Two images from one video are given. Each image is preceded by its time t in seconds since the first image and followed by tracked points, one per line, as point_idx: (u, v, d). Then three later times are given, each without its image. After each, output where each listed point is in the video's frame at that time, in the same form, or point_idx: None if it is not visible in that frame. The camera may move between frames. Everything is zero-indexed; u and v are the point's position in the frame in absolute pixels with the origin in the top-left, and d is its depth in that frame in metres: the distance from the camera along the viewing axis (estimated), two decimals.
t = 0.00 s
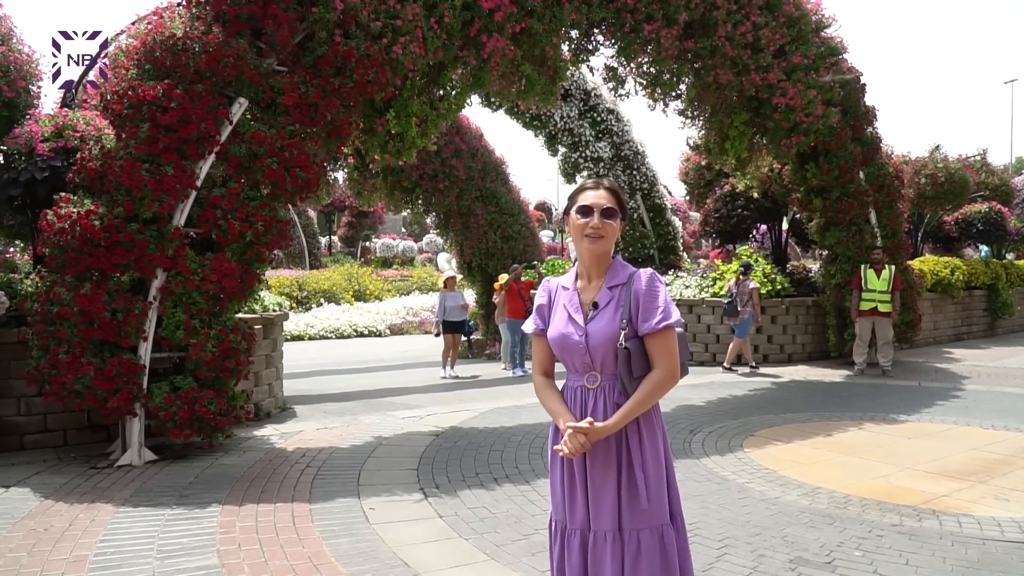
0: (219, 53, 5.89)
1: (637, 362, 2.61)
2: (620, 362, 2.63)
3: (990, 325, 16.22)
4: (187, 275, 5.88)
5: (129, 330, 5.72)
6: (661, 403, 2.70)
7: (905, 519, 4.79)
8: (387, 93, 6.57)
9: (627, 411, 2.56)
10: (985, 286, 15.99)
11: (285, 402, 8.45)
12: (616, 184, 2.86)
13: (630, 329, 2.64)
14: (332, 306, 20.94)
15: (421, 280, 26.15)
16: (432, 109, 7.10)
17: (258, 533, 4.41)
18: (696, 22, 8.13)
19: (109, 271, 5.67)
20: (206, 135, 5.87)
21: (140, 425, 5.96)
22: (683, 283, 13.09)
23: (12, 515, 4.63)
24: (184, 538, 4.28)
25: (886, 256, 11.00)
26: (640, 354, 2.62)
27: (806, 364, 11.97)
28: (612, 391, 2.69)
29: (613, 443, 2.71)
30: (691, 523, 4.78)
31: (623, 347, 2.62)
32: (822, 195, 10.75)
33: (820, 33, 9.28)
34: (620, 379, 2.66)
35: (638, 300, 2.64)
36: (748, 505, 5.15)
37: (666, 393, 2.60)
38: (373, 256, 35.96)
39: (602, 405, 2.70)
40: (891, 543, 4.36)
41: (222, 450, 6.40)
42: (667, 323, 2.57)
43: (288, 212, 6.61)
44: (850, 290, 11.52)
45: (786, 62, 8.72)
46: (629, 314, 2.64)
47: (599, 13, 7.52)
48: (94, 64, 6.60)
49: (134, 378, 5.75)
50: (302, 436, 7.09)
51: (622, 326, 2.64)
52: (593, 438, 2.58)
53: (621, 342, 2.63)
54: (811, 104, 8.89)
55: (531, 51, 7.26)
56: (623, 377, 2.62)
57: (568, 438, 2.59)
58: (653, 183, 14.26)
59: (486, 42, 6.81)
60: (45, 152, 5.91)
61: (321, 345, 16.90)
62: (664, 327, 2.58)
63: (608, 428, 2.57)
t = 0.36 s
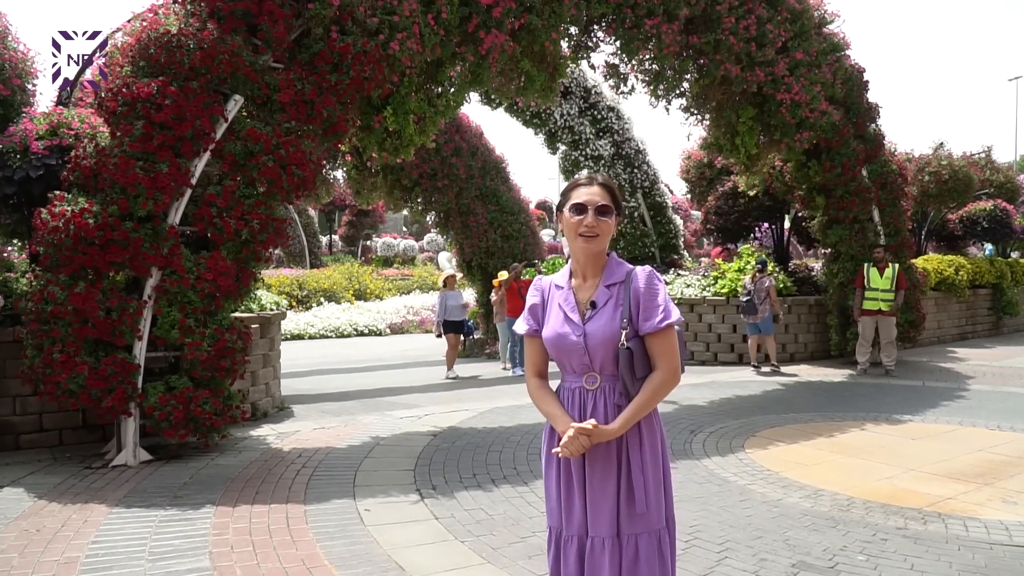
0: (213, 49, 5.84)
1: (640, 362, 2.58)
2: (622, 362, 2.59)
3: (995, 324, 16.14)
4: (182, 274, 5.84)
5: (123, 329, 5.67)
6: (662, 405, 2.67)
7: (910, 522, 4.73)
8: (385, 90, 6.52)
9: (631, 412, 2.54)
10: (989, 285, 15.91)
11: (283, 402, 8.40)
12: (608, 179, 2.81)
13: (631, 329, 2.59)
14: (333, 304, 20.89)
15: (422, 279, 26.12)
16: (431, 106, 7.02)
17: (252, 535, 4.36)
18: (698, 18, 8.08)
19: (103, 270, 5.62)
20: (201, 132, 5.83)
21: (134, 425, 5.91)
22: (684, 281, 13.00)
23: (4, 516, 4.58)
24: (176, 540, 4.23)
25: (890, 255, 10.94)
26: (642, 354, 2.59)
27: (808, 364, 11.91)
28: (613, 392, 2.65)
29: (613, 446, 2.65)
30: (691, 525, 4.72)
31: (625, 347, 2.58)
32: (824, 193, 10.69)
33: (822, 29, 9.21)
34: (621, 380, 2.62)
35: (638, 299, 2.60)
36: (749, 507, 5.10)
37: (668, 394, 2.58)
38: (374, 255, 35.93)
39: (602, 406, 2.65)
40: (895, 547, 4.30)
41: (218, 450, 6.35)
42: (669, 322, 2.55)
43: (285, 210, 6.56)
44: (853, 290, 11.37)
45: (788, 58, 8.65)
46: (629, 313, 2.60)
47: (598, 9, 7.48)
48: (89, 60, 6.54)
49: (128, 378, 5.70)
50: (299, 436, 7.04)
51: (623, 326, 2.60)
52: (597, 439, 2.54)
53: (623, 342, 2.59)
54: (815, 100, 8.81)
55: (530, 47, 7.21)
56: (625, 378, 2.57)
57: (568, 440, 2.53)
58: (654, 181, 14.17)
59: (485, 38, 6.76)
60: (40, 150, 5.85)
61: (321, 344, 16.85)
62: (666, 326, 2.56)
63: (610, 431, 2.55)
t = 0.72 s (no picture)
0: (227, 47, 5.81)
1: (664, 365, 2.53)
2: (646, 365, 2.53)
3: None
4: (196, 273, 5.81)
5: (137, 328, 5.66)
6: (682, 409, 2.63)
7: (937, 530, 4.60)
8: (399, 87, 6.46)
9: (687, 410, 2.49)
10: (1018, 283, 15.60)
11: (298, 401, 8.37)
12: (617, 173, 2.76)
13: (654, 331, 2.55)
14: (352, 303, 20.92)
15: (440, 278, 26.12)
16: (446, 103, 6.93)
17: (263, 536, 4.32)
18: (717, 12, 8.00)
19: (117, 269, 5.61)
20: (214, 131, 5.81)
21: (149, 424, 5.90)
22: (704, 280, 12.83)
23: (17, 515, 4.57)
24: (186, 541, 4.20)
25: (915, 253, 10.74)
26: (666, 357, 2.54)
27: (831, 364, 11.73)
28: (632, 398, 2.58)
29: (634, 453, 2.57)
30: (710, 531, 4.62)
31: (650, 349, 2.53)
32: (847, 189, 10.52)
33: (845, 22, 9.05)
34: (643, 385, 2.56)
35: (660, 299, 2.55)
36: (770, 512, 4.99)
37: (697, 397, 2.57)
38: (393, 253, 36.02)
39: (623, 411, 2.58)
40: (922, 556, 4.18)
41: (232, 450, 6.33)
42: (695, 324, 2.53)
43: (299, 209, 6.52)
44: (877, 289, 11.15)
45: (811, 51, 8.48)
46: (651, 314, 2.54)
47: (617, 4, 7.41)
48: (105, 59, 6.53)
49: (142, 377, 5.69)
50: (315, 436, 7.01)
51: (646, 327, 2.54)
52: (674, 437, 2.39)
53: (648, 344, 2.53)
54: (837, 95, 8.64)
55: (547, 43, 7.13)
56: (650, 381, 2.51)
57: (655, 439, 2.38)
58: (673, 178, 14.02)
59: (501, 34, 6.69)
60: (55, 149, 5.86)
61: (340, 342, 16.88)
62: (691, 327, 2.53)
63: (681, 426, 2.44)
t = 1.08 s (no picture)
0: (251, 46, 5.79)
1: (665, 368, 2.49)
2: (647, 367, 2.47)
3: None
4: (220, 272, 5.82)
5: (162, 327, 5.68)
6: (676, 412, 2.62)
7: (974, 538, 4.44)
8: (423, 85, 6.41)
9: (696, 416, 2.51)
10: None
11: (324, 400, 8.38)
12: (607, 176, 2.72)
13: (654, 333, 2.51)
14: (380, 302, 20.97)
15: (469, 276, 26.13)
16: (471, 101, 6.86)
17: (284, 537, 4.29)
18: (748, 6, 7.78)
19: (142, 268, 5.63)
20: (239, 130, 5.80)
21: (174, 423, 5.91)
22: (734, 279, 12.64)
23: (41, 513, 4.59)
24: (207, 542, 4.18)
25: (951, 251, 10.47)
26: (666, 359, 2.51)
27: (864, 365, 11.49)
28: (631, 402, 2.52)
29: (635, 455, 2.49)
30: (737, 537, 4.50)
31: (651, 352, 2.47)
32: (881, 186, 10.31)
33: (879, 16, 8.84)
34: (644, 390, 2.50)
35: (658, 301, 2.51)
36: (800, 518, 4.85)
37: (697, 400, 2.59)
38: (422, 252, 36.14)
39: (623, 416, 2.51)
40: (958, 565, 4.03)
41: (257, 449, 6.33)
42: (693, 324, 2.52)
43: (324, 208, 6.50)
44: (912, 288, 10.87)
45: (843, 46, 8.29)
46: (650, 316, 2.50)
47: None
48: (132, 60, 6.57)
49: (167, 376, 5.70)
50: (339, 435, 7.00)
51: (646, 329, 2.49)
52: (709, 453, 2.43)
53: (649, 346, 2.48)
54: (871, 90, 8.44)
55: (573, 40, 7.05)
56: (651, 384, 2.45)
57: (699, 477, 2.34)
58: (703, 176, 13.80)
59: (526, 31, 6.61)
60: (82, 149, 5.90)
61: (369, 341, 16.92)
62: (688, 330, 2.52)
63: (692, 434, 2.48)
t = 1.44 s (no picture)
0: (283, 45, 5.82)
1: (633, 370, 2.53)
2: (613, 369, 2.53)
3: None
4: (253, 271, 5.85)
5: (195, 325, 5.73)
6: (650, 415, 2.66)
7: (1021, 547, 4.29)
8: (454, 84, 6.39)
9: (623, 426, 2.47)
10: None
11: (355, 398, 8.42)
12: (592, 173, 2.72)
13: (623, 334, 2.54)
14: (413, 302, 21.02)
15: (501, 276, 26.09)
16: (502, 99, 6.84)
17: (314, 536, 4.29)
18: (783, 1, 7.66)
19: (175, 266, 5.69)
20: (271, 129, 5.84)
21: (207, 420, 5.97)
22: (770, 279, 12.45)
23: (76, 509, 4.66)
24: (238, 539, 4.20)
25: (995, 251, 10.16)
26: (635, 360, 2.54)
27: (904, 367, 11.24)
28: (602, 403, 2.60)
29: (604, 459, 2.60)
30: (772, 542, 4.40)
31: (618, 353, 2.52)
32: (922, 184, 10.08)
33: (919, 10, 8.63)
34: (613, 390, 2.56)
35: (629, 302, 2.54)
36: (838, 524, 4.74)
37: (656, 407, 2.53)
38: (454, 252, 36.19)
39: (592, 417, 2.59)
40: None
41: (288, 447, 6.36)
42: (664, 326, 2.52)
43: (355, 207, 6.51)
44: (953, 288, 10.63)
45: (881, 40, 8.10)
46: (620, 318, 2.54)
47: None
48: (167, 61, 6.64)
49: (200, 374, 5.76)
50: (370, 434, 7.01)
51: (615, 331, 2.53)
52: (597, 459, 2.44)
53: (615, 349, 2.52)
54: (910, 86, 8.23)
55: (605, 37, 6.97)
56: (617, 386, 2.52)
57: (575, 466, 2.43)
58: (737, 174, 13.62)
59: (558, 28, 6.55)
60: (117, 149, 5.98)
61: (401, 340, 16.97)
62: (659, 331, 2.52)
63: (611, 446, 2.45)
